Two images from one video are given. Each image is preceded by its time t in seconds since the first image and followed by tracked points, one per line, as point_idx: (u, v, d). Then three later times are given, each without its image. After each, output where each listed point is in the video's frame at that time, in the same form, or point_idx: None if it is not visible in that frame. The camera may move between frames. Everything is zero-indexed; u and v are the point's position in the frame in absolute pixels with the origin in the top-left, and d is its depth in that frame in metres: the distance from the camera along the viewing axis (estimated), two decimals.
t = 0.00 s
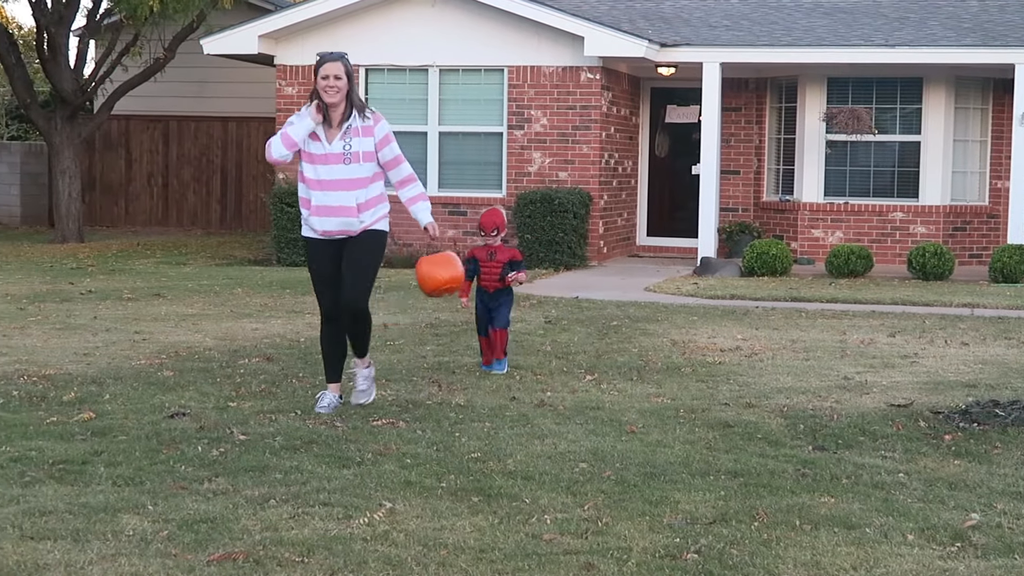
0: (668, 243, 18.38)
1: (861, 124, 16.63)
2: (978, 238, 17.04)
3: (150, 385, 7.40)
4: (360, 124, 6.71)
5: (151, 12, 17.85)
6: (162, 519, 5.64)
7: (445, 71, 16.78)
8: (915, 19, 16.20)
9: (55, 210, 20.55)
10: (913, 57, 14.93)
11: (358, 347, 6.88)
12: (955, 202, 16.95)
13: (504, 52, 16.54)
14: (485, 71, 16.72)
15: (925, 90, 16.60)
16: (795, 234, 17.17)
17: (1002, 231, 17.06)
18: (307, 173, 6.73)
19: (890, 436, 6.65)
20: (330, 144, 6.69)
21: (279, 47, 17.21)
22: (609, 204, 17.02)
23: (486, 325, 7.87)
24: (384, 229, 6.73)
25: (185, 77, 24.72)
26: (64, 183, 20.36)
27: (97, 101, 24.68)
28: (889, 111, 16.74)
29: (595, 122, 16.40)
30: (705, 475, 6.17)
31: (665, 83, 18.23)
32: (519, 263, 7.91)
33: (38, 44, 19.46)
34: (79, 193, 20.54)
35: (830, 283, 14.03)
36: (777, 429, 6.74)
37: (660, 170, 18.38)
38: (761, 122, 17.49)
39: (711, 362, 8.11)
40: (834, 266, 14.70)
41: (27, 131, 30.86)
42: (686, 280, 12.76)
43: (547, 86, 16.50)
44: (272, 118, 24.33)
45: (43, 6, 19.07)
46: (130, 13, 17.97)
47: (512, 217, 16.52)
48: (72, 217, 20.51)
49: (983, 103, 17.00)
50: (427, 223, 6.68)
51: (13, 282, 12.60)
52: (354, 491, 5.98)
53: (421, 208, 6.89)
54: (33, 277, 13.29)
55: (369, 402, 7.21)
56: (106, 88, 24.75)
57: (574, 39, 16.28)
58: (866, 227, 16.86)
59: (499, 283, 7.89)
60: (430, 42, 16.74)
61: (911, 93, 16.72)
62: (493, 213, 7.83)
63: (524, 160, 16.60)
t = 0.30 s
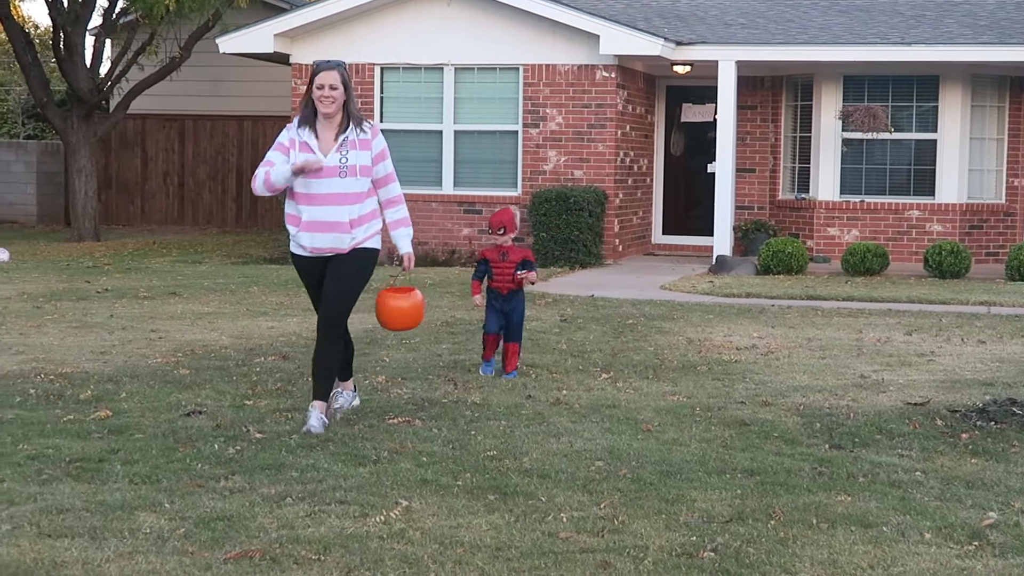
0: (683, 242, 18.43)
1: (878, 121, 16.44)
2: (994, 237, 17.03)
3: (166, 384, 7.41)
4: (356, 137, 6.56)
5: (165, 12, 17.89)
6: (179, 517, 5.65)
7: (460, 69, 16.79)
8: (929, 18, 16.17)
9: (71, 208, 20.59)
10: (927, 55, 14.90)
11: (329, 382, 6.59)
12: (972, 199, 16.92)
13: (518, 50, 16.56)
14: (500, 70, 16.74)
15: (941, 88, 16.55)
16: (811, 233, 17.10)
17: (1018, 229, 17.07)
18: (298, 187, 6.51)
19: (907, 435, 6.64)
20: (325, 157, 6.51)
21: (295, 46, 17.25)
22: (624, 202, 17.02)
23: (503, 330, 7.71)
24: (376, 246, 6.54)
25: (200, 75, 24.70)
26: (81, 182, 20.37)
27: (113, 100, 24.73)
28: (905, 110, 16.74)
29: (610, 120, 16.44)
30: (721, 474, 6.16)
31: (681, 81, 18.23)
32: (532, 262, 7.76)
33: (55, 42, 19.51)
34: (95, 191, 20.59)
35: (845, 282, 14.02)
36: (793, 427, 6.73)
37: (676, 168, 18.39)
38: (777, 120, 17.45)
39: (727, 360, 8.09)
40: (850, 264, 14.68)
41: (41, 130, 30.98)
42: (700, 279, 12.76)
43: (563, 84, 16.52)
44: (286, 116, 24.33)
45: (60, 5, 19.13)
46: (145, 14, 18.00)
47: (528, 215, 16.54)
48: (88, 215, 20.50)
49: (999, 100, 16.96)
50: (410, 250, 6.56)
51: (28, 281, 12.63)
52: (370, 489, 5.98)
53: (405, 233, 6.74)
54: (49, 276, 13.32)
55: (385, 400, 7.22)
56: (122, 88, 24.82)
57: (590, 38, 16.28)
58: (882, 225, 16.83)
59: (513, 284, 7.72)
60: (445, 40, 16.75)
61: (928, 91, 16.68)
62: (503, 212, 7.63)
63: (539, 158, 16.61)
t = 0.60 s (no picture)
0: (704, 233, 18.39)
1: (901, 112, 16.45)
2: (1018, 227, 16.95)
3: (189, 375, 7.43)
4: (358, 118, 6.26)
5: (186, 6, 17.92)
6: (203, 508, 5.66)
7: (481, 61, 16.79)
8: (952, 10, 16.10)
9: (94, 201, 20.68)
10: (950, 46, 14.85)
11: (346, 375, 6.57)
12: (995, 190, 16.83)
13: (540, 43, 16.55)
14: (522, 61, 16.73)
15: (964, 79, 16.49)
16: (833, 224, 17.09)
17: None
18: (296, 168, 6.23)
19: (930, 426, 6.61)
20: (325, 137, 6.22)
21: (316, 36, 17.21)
22: (645, 194, 17.01)
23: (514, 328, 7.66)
24: (377, 233, 6.29)
25: (223, 68, 24.87)
26: (103, 173, 20.45)
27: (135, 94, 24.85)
28: (929, 100, 16.69)
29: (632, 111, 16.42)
30: (744, 466, 6.15)
31: (703, 73, 18.19)
32: (545, 260, 7.73)
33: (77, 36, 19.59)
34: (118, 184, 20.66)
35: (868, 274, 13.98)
36: (817, 419, 6.71)
37: (699, 160, 18.34)
38: (800, 112, 17.39)
39: (750, 352, 8.07)
40: (873, 256, 14.64)
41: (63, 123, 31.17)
42: (721, 271, 12.74)
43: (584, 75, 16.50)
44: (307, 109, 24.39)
45: None
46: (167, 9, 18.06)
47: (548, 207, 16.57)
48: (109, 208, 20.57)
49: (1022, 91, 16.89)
50: (405, 246, 6.30)
51: (51, 273, 12.69)
52: (392, 480, 5.99)
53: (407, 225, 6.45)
54: (72, 268, 13.37)
55: (407, 392, 7.23)
56: (144, 81, 24.90)
57: (612, 29, 16.26)
58: (906, 216, 16.78)
59: (526, 281, 7.71)
60: (466, 32, 16.74)
61: (951, 81, 16.62)
62: (516, 208, 7.66)
63: (561, 150, 16.61)
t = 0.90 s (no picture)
0: (721, 233, 18.37)
1: (919, 111, 16.50)
2: None
3: (208, 375, 7.44)
4: (342, 126, 6.12)
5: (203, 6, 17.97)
6: (222, 507, 5.67)
7: (497, 60, 16.81)
8: (967, 9, 16.05)
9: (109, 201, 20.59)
10: (965, 45, 14.84)
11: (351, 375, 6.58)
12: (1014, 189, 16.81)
13: (553, 45, 16.57)
14: (538, 61, 16.73)
15: (982, 77, 16.46)
16: (851, 223, 17.08)
17: None
18: (282, 181, 6.09)
19: (950, 426, 6.60)
20: (309, 148, 6.08)
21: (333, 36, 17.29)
22: (662, 194, 17.01)
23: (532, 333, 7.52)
24: (367, 244, 6.17)
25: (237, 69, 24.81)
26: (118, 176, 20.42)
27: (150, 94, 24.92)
28: (946, 99, 16.66)
29: (649, 111, 16.42)
30: (763, 465, 6.14)
31: (719, 71, 18.18)
32: (572, 264, 7.49)
33: (94, 36, 19.66)
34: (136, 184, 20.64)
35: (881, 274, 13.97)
36: (836, 419, 6.70)
37: (716, 159, 18.37)
38: (816, 111, 17.38)
39: (767, 351, 8.06)
40: (891, 255, 14.63)
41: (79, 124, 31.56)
42: (737, 270, 12.73)
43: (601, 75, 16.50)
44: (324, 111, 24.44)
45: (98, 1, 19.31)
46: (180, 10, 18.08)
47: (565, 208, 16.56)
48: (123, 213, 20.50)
49: None
50: (410, 250, 6.13)
51: (67, 273, 12.72)
52: (410, 480, 5.99)
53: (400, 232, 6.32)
54: (90, 268, 13.40)
55: (425, 392, 7.23)
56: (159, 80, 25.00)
57: (628, 29, 16.27)
58: (923, 215, 16.78)
59: (549, 285, 7.51)
60: (480, 34, 16.78)
61: (969, 79, 16.60)
62: (546, 209, 7.43)
63: (578, 149, 16.62)
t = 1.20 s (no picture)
0: (737, 235, 18.38)
1: (936, 113, 16.45)
2: None
3: (227, 380, 7.50)
4: (329, 121, 5.90)
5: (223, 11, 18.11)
6: (241, 511, 5.71)
7: (513, 64, 16.85)
8: (987, 9, 15.98)
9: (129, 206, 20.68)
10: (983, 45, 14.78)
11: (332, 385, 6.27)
12: None
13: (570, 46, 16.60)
14: (554, 65, 16.76)
15: (999, 79, 16.38)
16: (867, 226, 17.03)
17: None
18: (265, 178, 5.89)
19: (966, 428, 6.60)
20: (293, 144, 5.88)
21: (349, 43, 17.42)
22: (678, 197, 17.01)
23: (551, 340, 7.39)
24: (353, 244, 5.94)
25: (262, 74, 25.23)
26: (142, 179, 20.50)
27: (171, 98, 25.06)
28: (963, 101, 16.62)
29: (665, 114, 16.45)
30: (779, 468, 6.16)
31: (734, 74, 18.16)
32: (595, 271, 7.37)
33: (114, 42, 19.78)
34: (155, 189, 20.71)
35: (902, 273, 13.92)
36: (852, 421, 6.70)
37: (733, 162, 18.34)
38: (833, 113, 17.35)
39: (783, 354, 8.06)
40: (908, 257, 14.60)
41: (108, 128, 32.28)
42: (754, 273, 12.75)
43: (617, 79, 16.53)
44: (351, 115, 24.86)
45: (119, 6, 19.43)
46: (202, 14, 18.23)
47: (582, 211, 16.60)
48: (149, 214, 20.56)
49: None
50: (398, 248, 5.86)
51: (91, 278, 12.82)
52: (427, 483, 6.03)
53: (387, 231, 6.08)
54: (114, 273, 13.48)
55: (441, 395, 7.26)
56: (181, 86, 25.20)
57: (643, 32, 16.32)
58: (940, 217, 16.74)
59: (571, 293, 7.35)
60: (496, 35, 16.83)
61: (986, 81, 16.54)
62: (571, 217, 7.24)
63: (595, 153, 16.66)
